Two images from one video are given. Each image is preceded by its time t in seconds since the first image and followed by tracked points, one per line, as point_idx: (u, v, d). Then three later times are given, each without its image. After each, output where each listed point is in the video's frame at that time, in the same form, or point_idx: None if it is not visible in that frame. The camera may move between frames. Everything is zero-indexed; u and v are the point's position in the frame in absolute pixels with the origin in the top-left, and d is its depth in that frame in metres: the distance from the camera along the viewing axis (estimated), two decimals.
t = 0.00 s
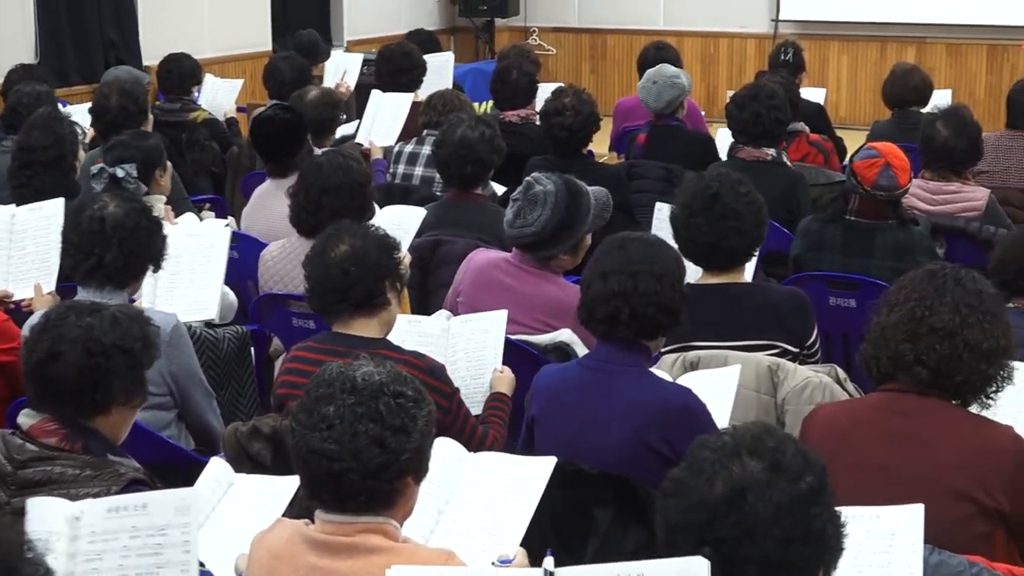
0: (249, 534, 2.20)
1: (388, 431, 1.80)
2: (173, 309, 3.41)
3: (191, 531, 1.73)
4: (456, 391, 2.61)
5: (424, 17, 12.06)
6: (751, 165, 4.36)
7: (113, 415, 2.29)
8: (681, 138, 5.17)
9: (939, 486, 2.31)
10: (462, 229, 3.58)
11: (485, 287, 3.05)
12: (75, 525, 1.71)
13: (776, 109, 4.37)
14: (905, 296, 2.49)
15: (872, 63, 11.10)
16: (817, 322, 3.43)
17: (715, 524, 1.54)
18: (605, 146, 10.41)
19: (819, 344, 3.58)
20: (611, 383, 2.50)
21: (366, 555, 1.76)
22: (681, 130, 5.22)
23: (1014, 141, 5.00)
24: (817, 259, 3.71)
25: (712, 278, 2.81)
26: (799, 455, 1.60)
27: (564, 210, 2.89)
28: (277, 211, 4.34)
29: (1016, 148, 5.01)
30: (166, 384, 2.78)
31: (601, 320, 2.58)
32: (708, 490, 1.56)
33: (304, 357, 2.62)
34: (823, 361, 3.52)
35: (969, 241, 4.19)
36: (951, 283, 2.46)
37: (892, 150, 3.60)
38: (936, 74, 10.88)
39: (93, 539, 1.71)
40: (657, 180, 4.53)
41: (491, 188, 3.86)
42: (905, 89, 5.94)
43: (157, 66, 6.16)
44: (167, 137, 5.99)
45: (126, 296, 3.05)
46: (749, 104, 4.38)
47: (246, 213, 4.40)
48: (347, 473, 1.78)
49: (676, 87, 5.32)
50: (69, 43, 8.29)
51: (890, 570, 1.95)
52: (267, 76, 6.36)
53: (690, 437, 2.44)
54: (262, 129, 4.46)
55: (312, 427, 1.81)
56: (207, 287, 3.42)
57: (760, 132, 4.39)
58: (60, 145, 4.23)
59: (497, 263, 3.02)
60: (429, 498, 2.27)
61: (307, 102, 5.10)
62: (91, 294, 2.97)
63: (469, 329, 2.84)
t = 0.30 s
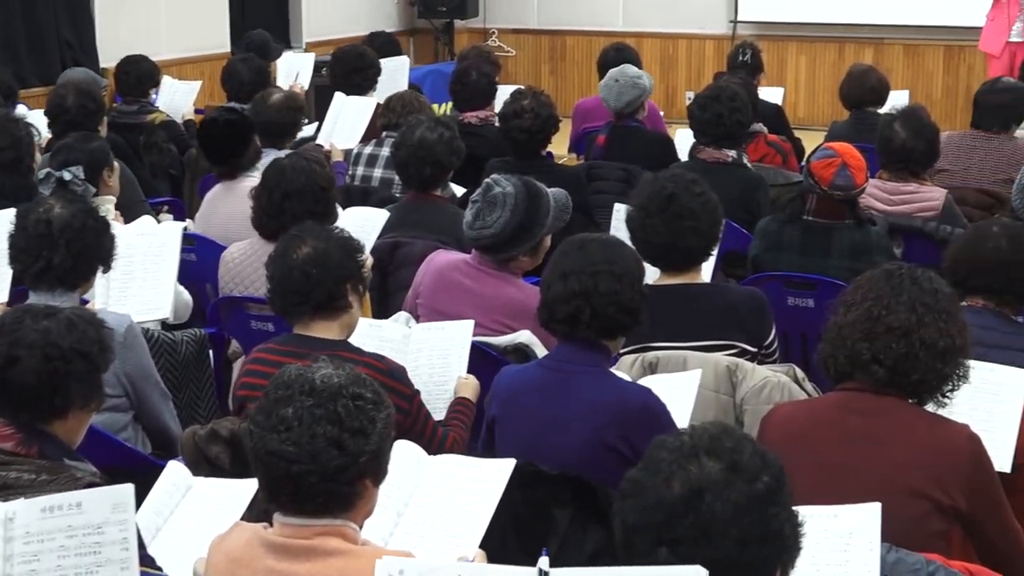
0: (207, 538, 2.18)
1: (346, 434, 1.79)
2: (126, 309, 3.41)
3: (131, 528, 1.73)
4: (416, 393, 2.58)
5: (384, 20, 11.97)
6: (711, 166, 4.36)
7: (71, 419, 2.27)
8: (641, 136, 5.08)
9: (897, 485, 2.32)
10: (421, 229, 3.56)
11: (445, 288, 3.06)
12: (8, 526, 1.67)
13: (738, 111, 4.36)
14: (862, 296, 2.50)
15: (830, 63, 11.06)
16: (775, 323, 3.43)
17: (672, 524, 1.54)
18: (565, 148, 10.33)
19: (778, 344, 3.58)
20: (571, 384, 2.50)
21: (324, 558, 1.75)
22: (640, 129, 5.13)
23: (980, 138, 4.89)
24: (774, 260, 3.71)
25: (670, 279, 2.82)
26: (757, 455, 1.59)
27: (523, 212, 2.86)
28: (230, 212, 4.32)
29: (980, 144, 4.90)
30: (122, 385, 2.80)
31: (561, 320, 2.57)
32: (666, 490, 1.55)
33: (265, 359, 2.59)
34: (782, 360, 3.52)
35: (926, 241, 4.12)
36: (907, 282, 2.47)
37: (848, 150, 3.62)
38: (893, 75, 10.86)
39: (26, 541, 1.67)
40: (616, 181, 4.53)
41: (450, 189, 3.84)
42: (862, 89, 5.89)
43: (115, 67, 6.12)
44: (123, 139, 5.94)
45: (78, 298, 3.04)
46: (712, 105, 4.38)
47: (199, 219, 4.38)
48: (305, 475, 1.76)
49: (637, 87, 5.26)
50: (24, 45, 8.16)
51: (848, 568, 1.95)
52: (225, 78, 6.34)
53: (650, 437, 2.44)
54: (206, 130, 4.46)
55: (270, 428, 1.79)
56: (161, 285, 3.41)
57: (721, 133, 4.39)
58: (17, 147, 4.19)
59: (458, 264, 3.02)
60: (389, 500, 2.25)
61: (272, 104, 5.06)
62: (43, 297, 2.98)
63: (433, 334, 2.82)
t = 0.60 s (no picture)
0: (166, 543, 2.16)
1: (307, 436, 1.79)
2: (89, 313, 3.40)
3: (104, 539, 1.71)
4: (377, 394, 2.58)
5: (345, 21, 11.94)
6: (671, 168, 4.36)
7: (30, 420, 2.25)
8: (604, 138, 5.08)
9: (856, 484, 2.32)
10: (384, 231, 3.53)
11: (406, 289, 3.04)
12: None
13: (696, 114, 4.33)
14: (822, 295, 2.51)
15: (790, 64, 11.06)
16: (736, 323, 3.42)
17: (634, 523, 1.52)
18: (525, 149, 10.26)
19: (738, 344, 3.57)
20: (532, 385, 2.50)
21: (286, 561, 1.74)
22: (604, 130, 5.11)
23: (941, 137, 4.82)
24: (735, 260, 3.71)
25: (629, 279, 2.82)
26: (718, 455, 1.58)
27: (484, 213, 2.86)
28: (184, 215, 4.30)
29: (940, 144, 4.84)
30: (83, 391, 2.79)
31: (522, 321, 2.57)
32: (628, 490, 1.53)
33: (227, 360, 2.58)
34: (743, 361, 3.51)
35: (884, 241, 4.12)
36: (866, 282, 2.48)
37: (808, 150, 3.64)
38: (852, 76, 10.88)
39: None
40: (577, 182, 4.52)
41: (412, 191, 3.82)
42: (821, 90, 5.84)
43: (73, 69, 6.15)
44: (83, 140, 5.91)
45: (39, 302, 3.02)
46: (670, 107, 4.36)
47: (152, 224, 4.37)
48: (266, 478, 1.75)
49: (603, 89, 5.23)
50: None
51: (807, 567, 1.96)
52: (185, 80, 6.32)
53: (611, 437, 2.45)
54: (150, 131, 4.42)
55: (231, 430, 1.78)
56: (123, 290, 3.41)
57: (679, 135, 4.37)
58: None
59: (420, 266, 3.01)
60: (351, 503, 2.24)
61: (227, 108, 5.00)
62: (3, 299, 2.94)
63: (400, 333, 2.80)
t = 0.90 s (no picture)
0: (131, 548, 2.14)
1: (274, 440, 1.78)
2: (56, 320, 3.39)
3: (81, 543, 1.72)
4: (345, 397, 2.59)
5: (312, 23, 11.89)
6: (637, 170, 4.35)
7: None
8: (574, 142, 5.06)
9: (823, 485, 2.32)
10: (351, 233, 3.52)
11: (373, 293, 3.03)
12: None
13: (662, 117, 4.34)
14: (788, 297, 2.51)
15: (758, 66, 11.05)
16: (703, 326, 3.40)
17: (600, 528, 1.48)
18: (493, 151, 10.18)
19: (705, 346, 3.54)
20: (499, 387, 2.50)
21: (252, 565, 1.73)
22: (574, 134, 5.10)
23: (900, 138, 4.84)
24: (703, 262, 3.67)
25: (595, 281, 2.82)
26: (685, 459, 1.55)
27: (451, 216, 2.85)
28: (146, 219, 4.28)
29: (900, 145, 4.86)
30: (49, 398, 2.78)
31: (489, 324, 2.57)
32: (594, 494, 1.50)
33: (193, 364, 2.58)
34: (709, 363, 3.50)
35: (850, 242, 4.12)
36: (831, 284, 2.47)
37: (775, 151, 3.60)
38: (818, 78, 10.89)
39: None
40: (544, 185, 4.51)
41: (378, 194, 3.80)
42: (787, 92, 5.82)
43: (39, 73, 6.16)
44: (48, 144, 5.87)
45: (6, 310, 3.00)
46: (635, 111, 4.37)
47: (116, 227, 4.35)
48: (233, 482, 1.75)
49: (573, 93, 5.21)
50: None
51: (774, 568, 1.96)
52: (151, 83, 6.30)
53: (579, 440, 2.45)
54: (110, 135, 4.42)
55: (198, 434, 1.78)
56: (92, 298, 3.40)
57: (644, 138, 4.40)
58: None
59: (387, 269, 2.99)
60: (318, 507, 2.20)
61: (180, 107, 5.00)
62: None
63: (372, 335, 2.80)
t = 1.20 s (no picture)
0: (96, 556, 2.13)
1: (239, 446, 1.77)
2: (18, 326, 3.38)
3: (73, 556, 1.75)
4: (310, 403, 2.57)
5: (277, 28, 11.83)
6: (602, 173, 4.31)
7: None
8: (542, 148, 5.04)
9: (787, 487, 2.32)
10: (316, 239, 3.51)
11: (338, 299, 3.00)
12: None
13: (625, 122, 4.34)
14: (752, 301, 2.49)
15: (723, 70, 10.89)
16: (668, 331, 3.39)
17: (566, 532, 1.47)
18: (459, 156, 10.09)
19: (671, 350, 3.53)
20: (465, 392, 2.50)
21: (218, 572, 1.72)
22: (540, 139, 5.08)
23: (856, 143, 4.80)
24: (667, 266, 3.64)
25: (562, 285, 2.82)
26: (650, 463, 1.55)
27: (415, 220, 2.84)
28: (110, 224, 4.27)
29: (857, 150, 4.81)
30: (12, 405, 2.77)
31: (455, 328, 2.57)
32: (561, 499, 1.49)
33: (158, 370, 2.57)
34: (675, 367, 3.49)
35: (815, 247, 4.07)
36: (796, 287, 2.46)
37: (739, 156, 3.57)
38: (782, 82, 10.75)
39: None
40: (510, 190, 4.50)
41: (344, 200, 3.77)
42: (752, 96, 5.80)
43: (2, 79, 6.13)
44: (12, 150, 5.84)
45: None
46: (599, 116, 4.37)
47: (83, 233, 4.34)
48: (197, 489, 1.75)
49: (537, 98, 5.17)
50: None
51: (738, 571, 1.96)
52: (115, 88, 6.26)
53: (544, 445, 2.45)
54: (80, 141, 4.39)
55: (162, 441, 1.77)
56: (55, 303, 3.38)
57: (607, 143, 4.38)
58: None
59: (352, 275, 2.97)
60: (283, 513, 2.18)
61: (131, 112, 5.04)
62: None
63: (333, 339, 2.79)
